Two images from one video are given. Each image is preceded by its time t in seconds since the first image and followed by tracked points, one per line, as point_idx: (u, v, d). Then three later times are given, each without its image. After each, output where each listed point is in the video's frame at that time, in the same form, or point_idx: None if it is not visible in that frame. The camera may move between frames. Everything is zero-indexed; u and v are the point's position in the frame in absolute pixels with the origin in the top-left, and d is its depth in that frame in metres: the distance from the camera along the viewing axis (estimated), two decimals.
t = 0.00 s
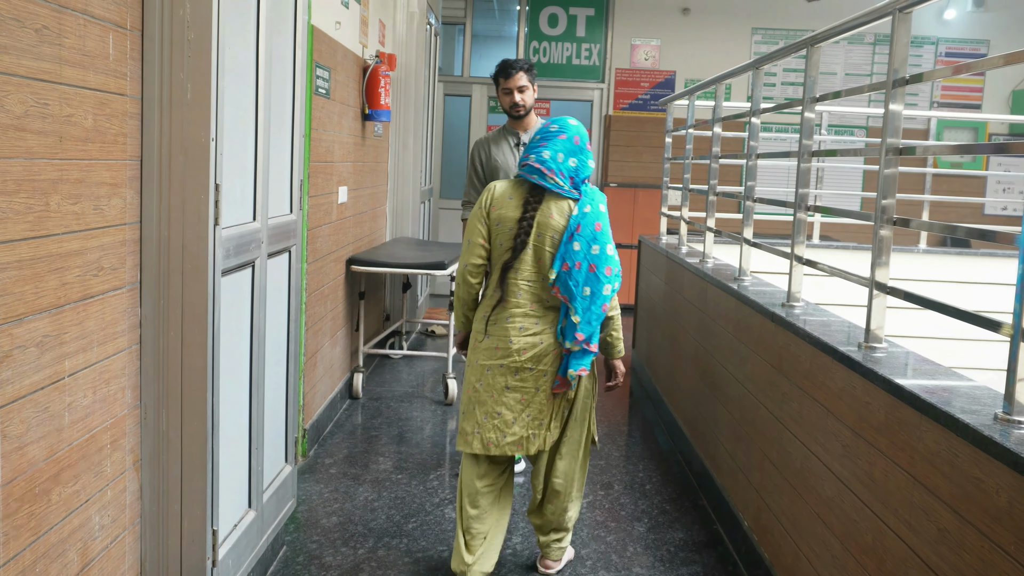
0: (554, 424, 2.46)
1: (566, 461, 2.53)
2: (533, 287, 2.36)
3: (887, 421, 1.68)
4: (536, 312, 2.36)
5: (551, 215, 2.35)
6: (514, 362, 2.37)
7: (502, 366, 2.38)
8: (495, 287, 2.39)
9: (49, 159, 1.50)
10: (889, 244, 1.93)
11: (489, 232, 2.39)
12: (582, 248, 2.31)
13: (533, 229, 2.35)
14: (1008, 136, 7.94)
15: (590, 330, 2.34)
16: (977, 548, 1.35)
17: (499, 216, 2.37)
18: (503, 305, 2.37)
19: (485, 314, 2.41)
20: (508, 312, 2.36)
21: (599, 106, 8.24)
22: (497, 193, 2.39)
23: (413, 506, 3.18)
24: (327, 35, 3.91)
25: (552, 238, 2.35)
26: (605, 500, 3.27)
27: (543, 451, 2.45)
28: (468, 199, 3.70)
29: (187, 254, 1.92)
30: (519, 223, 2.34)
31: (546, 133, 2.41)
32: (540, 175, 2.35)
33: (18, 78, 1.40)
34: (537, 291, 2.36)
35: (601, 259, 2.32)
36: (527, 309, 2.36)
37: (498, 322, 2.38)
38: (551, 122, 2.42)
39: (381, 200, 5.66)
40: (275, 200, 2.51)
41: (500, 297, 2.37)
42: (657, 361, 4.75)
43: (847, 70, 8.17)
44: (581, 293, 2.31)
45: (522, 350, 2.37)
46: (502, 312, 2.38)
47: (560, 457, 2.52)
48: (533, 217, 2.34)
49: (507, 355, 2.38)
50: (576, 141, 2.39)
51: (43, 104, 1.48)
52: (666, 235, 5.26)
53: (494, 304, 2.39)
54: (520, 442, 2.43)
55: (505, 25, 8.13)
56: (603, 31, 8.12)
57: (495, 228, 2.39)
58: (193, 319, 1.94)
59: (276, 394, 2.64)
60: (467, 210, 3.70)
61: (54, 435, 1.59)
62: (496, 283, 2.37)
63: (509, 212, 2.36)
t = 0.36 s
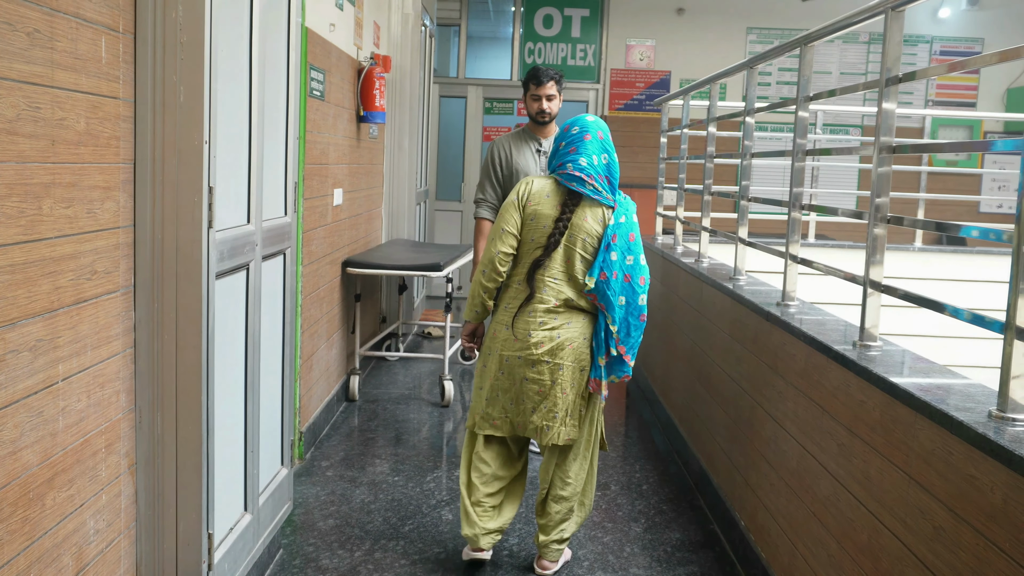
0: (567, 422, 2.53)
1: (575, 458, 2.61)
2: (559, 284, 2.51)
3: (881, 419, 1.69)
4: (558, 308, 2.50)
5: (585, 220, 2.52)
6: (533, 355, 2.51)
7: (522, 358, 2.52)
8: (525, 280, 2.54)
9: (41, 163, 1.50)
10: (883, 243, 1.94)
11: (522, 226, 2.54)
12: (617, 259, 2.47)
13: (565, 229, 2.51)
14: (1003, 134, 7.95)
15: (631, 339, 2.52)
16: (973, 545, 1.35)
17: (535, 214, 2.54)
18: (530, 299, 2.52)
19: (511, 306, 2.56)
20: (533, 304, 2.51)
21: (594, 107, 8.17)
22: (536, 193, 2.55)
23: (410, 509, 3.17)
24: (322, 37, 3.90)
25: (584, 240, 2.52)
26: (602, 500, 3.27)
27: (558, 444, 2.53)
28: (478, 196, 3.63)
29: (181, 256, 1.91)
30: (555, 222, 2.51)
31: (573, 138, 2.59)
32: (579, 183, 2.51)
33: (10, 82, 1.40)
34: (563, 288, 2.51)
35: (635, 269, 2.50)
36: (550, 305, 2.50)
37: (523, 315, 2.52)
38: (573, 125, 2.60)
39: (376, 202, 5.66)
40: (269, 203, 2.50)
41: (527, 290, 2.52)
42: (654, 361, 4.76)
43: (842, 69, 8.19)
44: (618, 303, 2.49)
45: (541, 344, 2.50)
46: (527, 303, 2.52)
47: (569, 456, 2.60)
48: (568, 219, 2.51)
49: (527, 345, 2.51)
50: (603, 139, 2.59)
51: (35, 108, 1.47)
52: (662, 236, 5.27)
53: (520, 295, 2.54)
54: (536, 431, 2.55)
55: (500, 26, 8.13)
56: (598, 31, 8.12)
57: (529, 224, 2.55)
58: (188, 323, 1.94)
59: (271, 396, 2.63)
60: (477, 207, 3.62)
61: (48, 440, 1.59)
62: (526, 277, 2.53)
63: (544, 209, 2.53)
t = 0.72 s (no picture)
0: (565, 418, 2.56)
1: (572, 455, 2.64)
2: (554, 283, 2.54)
3: (876, 416, 1.69)
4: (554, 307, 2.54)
5: (579, 221, 2.56)
6: (530, 352, 2.55)
7: (518, 356, 2.56)
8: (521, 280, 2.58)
9: (32, 166, 1.50)
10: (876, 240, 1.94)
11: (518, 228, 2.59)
12: (613, 258, 2.53)
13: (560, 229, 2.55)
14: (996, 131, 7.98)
15: (631, 336, 2.58)
16: (967, 541, 1.36)
17: (530, 216, 2.58)
18: (526, 298, 2.56)
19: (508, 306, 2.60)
20: (529, 302, 2.55)
21: (588, 106, 8.22)
22: (531, 195, 2.60)
23: (406, 509, 3.17)
24: (314, 38, 3.89)
25: (579, 240, 2.56)
26: (599, 499, 3.27)
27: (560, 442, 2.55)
28: (476, 190, 3.64)
29: (173, 259, 1.91)
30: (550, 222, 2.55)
31: (562, 142, 2.61)
32: (571, 186, 2.55)
33: None
34: (559, 288, 2.55)
35: (631, 267, 2.55)
36: (546, 304, 2.54)
37: (520, 314, 2.56)
38: (561, 130, 2.62)
39: (371, 203, 5.65)
40: (263, 204, 2.50)
41: (523, 290, 2.57)
42: (649, 360, 4.76)
43: (835, 67, 8.21)
44: (615, 302, 2.55)
45: (538, 342, 2.54)
46: (523, 303, 2.56)
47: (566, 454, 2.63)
48: (562, 219, 2.55)
49: (524, 343, 2.55)
50: (592, 142, 2.60)
51: (26, 111, 1.47)
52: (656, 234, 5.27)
53: (517, 294, 2.58)
54: (534, 429, 2.57)
55: (493, 26, 8.13)
56: (591, 31, 8.12)
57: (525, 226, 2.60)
58: (181, 325, 1.93)
59: (265, 398, 2.63)
60: (474, 201, 3.63)
61: (42, 444, 1.58)
62: (522, 277, 2.57)
63: (539, 211, 2.58)
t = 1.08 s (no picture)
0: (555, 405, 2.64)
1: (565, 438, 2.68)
2: (532, 277, 2.59)
3: (874, 415, 1.69)
4: (536, 299, 2.59)
5: (548, 213, 2.61)
6: (518, 346, 2.61)
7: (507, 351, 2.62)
8: (500, 279, 2.64)
9: (29, 168, 1.49)
10: (872, 239, 1.94)
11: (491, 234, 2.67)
12: (580, 240, 2.56)
13: (531, 225, 2.60)
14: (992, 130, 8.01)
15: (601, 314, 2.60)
16: (966, 540, 1.36)
17: (501, 215, 2.64)
18: (506, 295, 2.62)
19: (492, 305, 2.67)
20: (510, 299, 2.61)
21: (584, 106, 8.24)
22: (500, 195, 2.66)
23: (404, 510, 3.17)
24: (310, 40, 3.89)
25: (550, 232, 2.60)
26: (597, 500, 3.27)
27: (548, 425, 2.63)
28: (462, 190, 3.62)
29: (171, 260, 1.90)
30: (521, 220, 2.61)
31: (523, 141, 2.67)
32: (531, 179, 2.60)
33: None
34: (538, 281, 2.60)
35: (597, 248, 2.59)
36: (526, 298, 2.60)
37: (503, 311, 2.63)
38: (521, 129, 2.68)
39: (367, 204, 5.65)
40: (260, 205, 2.50)
41: (504, 288, 2.63)
42: (646, 360, 4.76)
43: (831, 66, 8.22)
44: (585, 282, 2.57)
45: (524, 336, 2.60)
46: (505, 300, 2.62)
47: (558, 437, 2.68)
48: (531, 215, 2.60)
49: (508, 338, 2.61)
50: (552, 138, 2.65)
51: (21, 113, 1.46)
52: (653, 234, 5.28)
53: (499, 294, 2.64)
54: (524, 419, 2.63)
55: (489, 26, 8.12)
56: (587, 31, 8.12)
57: (498, 230, 2.67)
58: (178, 327, 1.92)
59: (263, 400, 2.62)
60: (461, 200, 3.60)
61: (39, 446, 1.58)
62: (500, 275, 2.64)
63: (508, 211, 2.64)
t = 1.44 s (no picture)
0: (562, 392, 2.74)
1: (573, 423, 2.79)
2: (524, 270, 2.71)
3: (874, 416, 1.69)
4: (530, 291, 2.71)
5: (533, 208, 2.73)
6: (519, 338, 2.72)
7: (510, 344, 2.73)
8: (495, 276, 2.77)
9: (28, 170, 1.49)
10: (872, 241, 1.95)
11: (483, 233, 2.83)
12: (559, 230, 2.66)
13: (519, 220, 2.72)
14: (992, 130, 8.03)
15: (580, 300, 2.67)
16: (966, 540, 1.36)
17: (490, 213, 2.79)
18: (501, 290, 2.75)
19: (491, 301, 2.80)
20: (507, 293, 2.73)
21: (583, 107, 8.24)
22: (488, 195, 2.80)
23: (404, 512, 3.17)
24: (309, 41, 3.89)
25: (536, 226, 2.71)
26: (596, 500, 3.27)
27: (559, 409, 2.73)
28: (445, 195, 3.61)
29: (170, 262, 1.90)
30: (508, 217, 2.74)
31: (508, 143, 2.79)
32: (514, 177, 2.73)
33: None
34: (531, 274, 2.71)
35: (579, 237, 2.67)
36: (522, 291, 2.71)
37: (501, 306, 2.75)
38: (507, 132, 2.81)
39: (367, 205, 5.65)
40: (258, 207, 2.50)
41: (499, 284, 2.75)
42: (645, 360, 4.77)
43: (829, 66, 8.22)
44: (564, 269, 2.66)
45: (525, 327, 2.71)
46: (502, 295, 2.75)
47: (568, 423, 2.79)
48: (517, 211, 2.72)
49: (509, 331, 2.73)
50: (535, 137, 2.76)
51: (21, 115, 1.47)
52: (652, 235, 5.28)
53: (496, 289, 2.77)
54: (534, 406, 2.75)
55: (487, 27, 8.12)
56: (585, 31, 8.13)
57: (488, 228, 2.81)
58: (178, 329, 1.92)
59: (263, 402, 2.62)
60: (444, 204, 3.59)
61: (39, 449, 1.58)
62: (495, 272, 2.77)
63: (495, 210, 2.78)
